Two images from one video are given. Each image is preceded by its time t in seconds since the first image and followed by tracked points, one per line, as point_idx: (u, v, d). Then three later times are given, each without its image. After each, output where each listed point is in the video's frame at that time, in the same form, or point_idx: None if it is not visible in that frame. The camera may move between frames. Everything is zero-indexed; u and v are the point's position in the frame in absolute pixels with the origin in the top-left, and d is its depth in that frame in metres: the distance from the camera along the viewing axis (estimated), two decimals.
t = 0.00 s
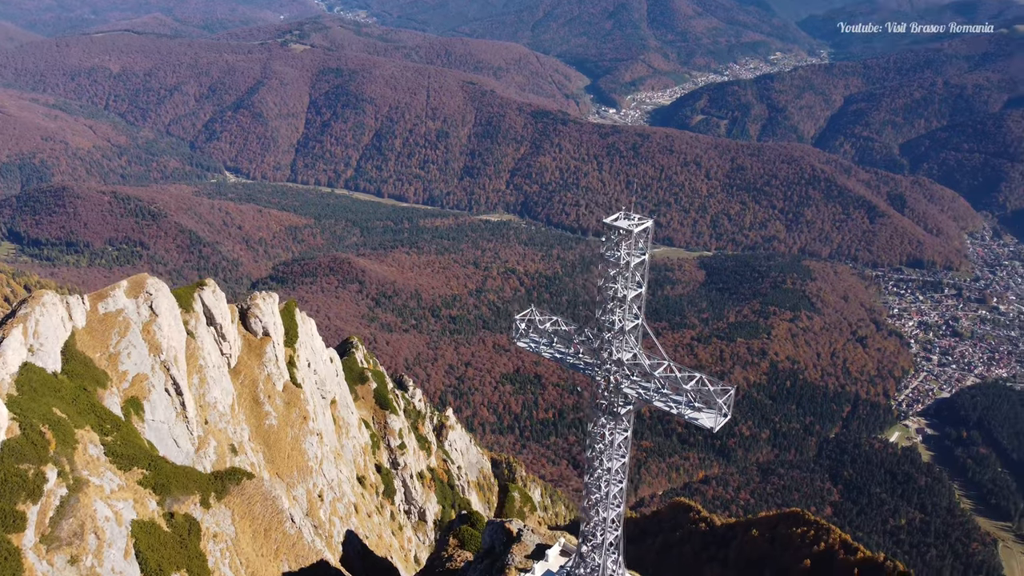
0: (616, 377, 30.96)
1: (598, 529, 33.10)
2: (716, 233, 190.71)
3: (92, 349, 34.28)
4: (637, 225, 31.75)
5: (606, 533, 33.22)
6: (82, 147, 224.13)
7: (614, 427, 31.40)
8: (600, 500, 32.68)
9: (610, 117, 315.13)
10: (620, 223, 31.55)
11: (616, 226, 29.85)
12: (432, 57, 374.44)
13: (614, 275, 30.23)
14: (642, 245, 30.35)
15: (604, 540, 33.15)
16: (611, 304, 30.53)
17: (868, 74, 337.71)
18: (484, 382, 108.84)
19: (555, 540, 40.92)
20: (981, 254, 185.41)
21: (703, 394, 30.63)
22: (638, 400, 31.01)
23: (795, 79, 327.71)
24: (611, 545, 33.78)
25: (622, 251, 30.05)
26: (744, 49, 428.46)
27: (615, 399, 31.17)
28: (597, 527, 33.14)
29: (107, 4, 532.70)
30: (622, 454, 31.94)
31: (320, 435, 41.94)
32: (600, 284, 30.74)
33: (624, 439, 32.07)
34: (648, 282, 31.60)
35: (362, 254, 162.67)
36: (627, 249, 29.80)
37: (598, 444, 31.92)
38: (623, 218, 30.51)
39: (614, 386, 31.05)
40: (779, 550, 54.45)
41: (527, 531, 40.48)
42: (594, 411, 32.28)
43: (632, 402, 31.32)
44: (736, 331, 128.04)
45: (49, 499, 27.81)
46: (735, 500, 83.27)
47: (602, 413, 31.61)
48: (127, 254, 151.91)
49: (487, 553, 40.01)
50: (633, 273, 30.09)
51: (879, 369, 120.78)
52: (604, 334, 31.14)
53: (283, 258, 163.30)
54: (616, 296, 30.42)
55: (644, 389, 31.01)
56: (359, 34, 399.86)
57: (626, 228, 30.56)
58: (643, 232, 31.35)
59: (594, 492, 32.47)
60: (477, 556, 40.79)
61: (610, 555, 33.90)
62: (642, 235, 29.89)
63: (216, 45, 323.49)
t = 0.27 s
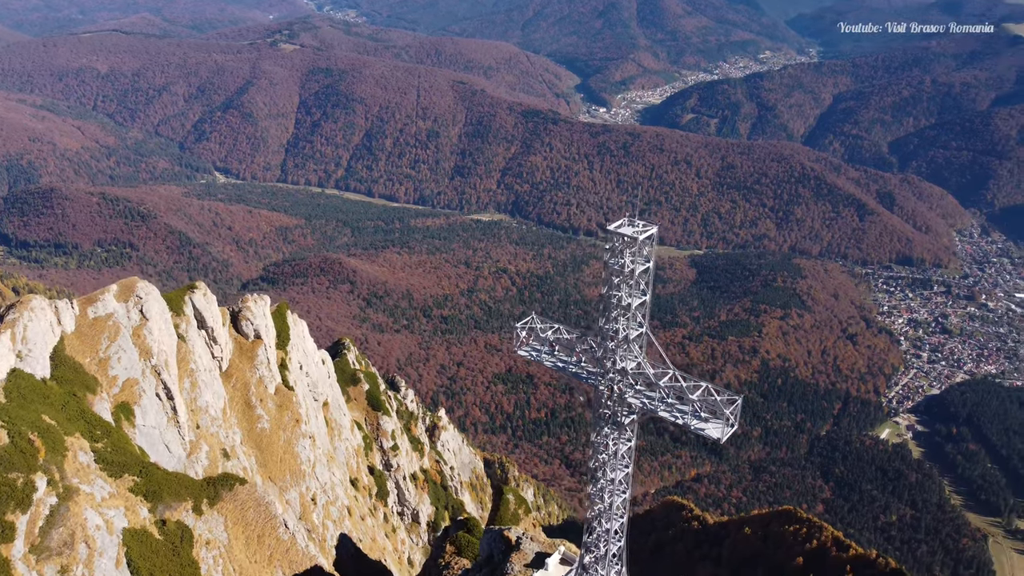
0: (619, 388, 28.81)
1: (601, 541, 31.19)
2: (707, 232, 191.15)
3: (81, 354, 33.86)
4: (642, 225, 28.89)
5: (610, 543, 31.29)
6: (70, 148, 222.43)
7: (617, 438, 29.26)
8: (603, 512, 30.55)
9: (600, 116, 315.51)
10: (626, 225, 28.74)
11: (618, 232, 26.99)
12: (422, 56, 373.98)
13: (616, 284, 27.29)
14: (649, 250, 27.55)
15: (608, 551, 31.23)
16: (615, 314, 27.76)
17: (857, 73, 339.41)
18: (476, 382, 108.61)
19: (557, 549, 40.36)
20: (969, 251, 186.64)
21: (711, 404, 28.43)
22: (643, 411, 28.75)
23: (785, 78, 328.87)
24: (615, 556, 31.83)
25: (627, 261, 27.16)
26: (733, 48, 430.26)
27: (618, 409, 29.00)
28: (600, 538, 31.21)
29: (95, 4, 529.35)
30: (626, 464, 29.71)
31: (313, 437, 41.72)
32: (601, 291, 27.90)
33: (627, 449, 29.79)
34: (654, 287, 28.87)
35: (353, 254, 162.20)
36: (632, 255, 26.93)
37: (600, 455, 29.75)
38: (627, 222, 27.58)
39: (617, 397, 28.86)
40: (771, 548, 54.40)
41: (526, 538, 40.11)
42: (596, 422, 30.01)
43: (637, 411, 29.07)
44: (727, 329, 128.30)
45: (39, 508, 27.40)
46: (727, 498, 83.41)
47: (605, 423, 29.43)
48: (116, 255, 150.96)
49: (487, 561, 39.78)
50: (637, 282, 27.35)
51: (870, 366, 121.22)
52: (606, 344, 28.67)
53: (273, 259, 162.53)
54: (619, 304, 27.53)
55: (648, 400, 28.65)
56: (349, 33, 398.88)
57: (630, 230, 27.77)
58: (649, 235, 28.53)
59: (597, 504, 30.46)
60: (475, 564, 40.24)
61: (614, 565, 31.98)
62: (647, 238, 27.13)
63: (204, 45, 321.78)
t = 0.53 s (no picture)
0: (621, 398, 30.54)
1: (603, 552, 32.42)
2: (695, 230, 191.74)
3: (67, 360, 33.36)
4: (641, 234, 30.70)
5: (611, 555, 32.61)
6: (54, 149, 220.04)
7: (620, 447, 31.03)
8: (605, 522, 32.12)
9: (588, 116, 315.82)
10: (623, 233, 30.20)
11: (621, 239, 28.36)
12: (408, 56, 373.03)
13: (618, 295, 28.80)
14: (649, 256, 29.06)
15: (608, 562, 32.51)
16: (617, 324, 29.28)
17: (842, 71, 341.80)
18: (465, 382, 108.40)
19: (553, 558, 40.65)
20: (954, 248, 188.37)
21: (712, 413, 31.24)
22: (645, 420, 30.78)
23: (771, 77, 330.56)
24: (614, 566, 33.13)
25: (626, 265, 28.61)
26: (719, 47, 432.08)
27: (622, 419, 30.78)
28: (601, 549, 32.48)
29: (79, 5, 524.67)
30: (628, 474, 31.52)
31: (302, 441, 41.36)
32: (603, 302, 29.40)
33: (629, 458, 31.64)
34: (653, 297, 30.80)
35: (341, 255, 161.47)
36: (634, 266, 28.42)
37: (602, 465, 31.57)
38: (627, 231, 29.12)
39: (621, 406, 30.67)
40: (761, 546, 54.60)
41: (522, 546, 40.22)
42: (598, 432, 31.81)
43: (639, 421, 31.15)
44: (715, 327, 128.78)
45: (25, 519, 27.04)
46: (716, 496, 83.71)
47: (608, 433, 31.13)
48: (101, 257, 149.45)
49: (481, 570, 39.38)
50: (639, 291, 28.90)
51: (857, 362, 122.07)
52: (608, 355, 30.22)
53: (261, 260, 161.57)
54: (621, 312, 29.12)
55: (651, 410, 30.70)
56: (335, 33, 396.88)
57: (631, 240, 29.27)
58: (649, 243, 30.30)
59: (599, 515, 32.05)
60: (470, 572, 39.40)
61: None
62: (650, 247, 28.73)
63: (190, 45, 319.41)
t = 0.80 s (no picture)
0: (621, 407, 30.57)
1: (602, 563, 32.65)
2: (682, 229, 192.36)
3: (52, 366, 32.54)
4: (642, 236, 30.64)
5: (611, 566, 32.81)
6: (36, 151, 217.43)
7: (619, 456, 31.06)
8: (605, 533, 32.18)
9: (574, 115, 316.21)
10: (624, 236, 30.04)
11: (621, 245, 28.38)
12: (394, 56, 372.06)
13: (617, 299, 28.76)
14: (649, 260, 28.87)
15: (609, 573, 32.74)
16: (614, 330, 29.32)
17: (827, 70, 344.44)
18: (454, 382, 108.08)
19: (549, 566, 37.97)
20: (938, 245, 190.19)
21: (715, 422, 31.05)
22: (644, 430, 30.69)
23: (756, 76, 332.12)
24: None
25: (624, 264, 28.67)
26: (705, 46, 433.93)
27: (622, 428, 30.80)
28: (601, 560, 32.68)
29: (61, 6, 519.76)
30: (627, 483, 31.56)
31: (292, 445, 41.02)
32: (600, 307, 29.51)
33: (628, 468, 31.68)
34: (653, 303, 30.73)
35: (328, 256, 160.74)
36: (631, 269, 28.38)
37: (602, 474, 31.53)
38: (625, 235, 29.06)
39: (621, 415, 30.62)
40: (751, 543, 54.71)
41: (518, 553, 37.69)
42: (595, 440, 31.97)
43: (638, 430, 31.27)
44: (703, 325, 129.24)
45: (10, 530, 25.72)
46: (705, 493, 83.92)
47: (608, 442, 31.17)
48: (85, 260, 147.72)
49: None
50: (638, 296, 28.85)
51: (844, 359, 122.91)
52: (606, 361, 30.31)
53: (247, 262, 160.42)
54: (621, 319, 29.09)
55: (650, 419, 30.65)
56: (321, 34, 394.96)
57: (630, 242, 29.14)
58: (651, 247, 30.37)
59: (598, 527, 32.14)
60: None
61: None
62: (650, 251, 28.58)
63: (173, 46, 316.81)
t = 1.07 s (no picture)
0: (619, 415, 31.92)
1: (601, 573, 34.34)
2: (663, 227, 193.28)
3: (29, 375, 31.23)
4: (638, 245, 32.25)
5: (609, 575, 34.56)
6: (11, 154, 213.88)
7: (617, 465, 32.46)
8: (602, 543, 33.74)
9: (555, 114, 316.60)
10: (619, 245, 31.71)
11: (617, 253, 29.82)
12: (374, 56, 370.53)
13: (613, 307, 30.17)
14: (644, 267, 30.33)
15: None
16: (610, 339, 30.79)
17: (805, 67, 347.72)
18: (438, 383, 107.84)
19: None
20: (916, 241, 192.61)
21: (715, 432, 33.40)
22: (642, 439, 32.41)
23: (735, 74, 334.47)
24: None
25: (620, 273, 30.17)
26: (684, 45, 436.36)
27: (619, 438, 32.25)
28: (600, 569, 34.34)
29: (34, 6, 511.44)
30: (624, 493, 32.96)
31: (275, 450, 40.47)
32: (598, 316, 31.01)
33: (626, 477, 33.02)
34: (650, 311, 32.12)
35: (309, 257, 159.68)
36: (628, 277, 29.83)
37: (600, 484, 32.86)
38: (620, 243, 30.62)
39: (619, 424, 32.02)
40: (735, 539, 55.14)
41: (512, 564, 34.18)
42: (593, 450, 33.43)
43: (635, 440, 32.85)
44: (686, 323, 129.88)
45: None
46: (690, 490, 84.41)
47: (605, 451, 32.61)
48: (63, 264, 145.46)
49: None
50: (633, 304, 30.31)
51: (825, 355, 124.16)
52: (604, 371, 31.74)
53: (228, 264, 158.88)
54: (618, 327, 30.43)
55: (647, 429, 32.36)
56: (300, 34, 392.32)
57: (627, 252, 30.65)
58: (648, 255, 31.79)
59: (595, 538, 33.73)
60: None
61: None
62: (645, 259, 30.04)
63: (150, 46, 313.16)
